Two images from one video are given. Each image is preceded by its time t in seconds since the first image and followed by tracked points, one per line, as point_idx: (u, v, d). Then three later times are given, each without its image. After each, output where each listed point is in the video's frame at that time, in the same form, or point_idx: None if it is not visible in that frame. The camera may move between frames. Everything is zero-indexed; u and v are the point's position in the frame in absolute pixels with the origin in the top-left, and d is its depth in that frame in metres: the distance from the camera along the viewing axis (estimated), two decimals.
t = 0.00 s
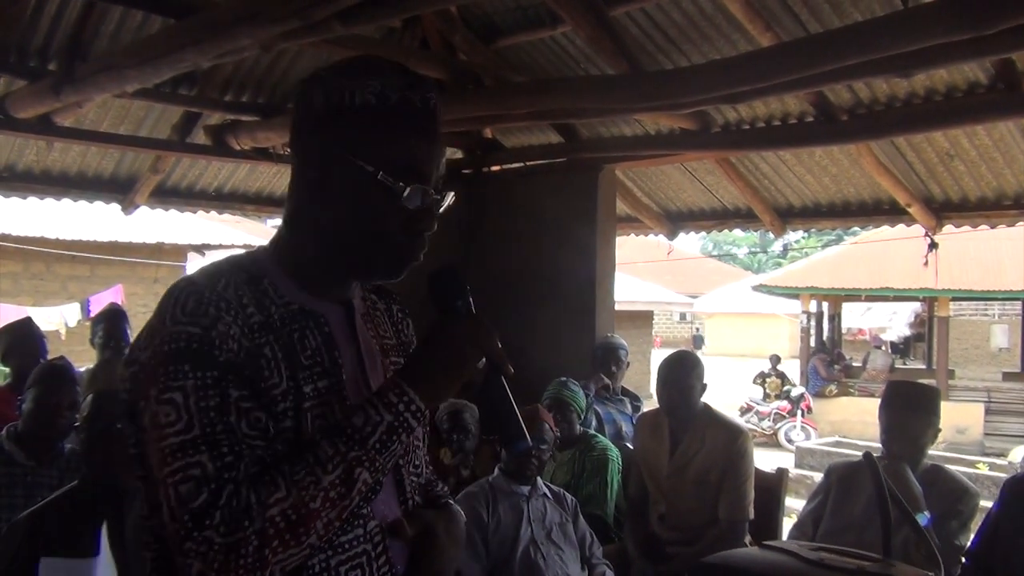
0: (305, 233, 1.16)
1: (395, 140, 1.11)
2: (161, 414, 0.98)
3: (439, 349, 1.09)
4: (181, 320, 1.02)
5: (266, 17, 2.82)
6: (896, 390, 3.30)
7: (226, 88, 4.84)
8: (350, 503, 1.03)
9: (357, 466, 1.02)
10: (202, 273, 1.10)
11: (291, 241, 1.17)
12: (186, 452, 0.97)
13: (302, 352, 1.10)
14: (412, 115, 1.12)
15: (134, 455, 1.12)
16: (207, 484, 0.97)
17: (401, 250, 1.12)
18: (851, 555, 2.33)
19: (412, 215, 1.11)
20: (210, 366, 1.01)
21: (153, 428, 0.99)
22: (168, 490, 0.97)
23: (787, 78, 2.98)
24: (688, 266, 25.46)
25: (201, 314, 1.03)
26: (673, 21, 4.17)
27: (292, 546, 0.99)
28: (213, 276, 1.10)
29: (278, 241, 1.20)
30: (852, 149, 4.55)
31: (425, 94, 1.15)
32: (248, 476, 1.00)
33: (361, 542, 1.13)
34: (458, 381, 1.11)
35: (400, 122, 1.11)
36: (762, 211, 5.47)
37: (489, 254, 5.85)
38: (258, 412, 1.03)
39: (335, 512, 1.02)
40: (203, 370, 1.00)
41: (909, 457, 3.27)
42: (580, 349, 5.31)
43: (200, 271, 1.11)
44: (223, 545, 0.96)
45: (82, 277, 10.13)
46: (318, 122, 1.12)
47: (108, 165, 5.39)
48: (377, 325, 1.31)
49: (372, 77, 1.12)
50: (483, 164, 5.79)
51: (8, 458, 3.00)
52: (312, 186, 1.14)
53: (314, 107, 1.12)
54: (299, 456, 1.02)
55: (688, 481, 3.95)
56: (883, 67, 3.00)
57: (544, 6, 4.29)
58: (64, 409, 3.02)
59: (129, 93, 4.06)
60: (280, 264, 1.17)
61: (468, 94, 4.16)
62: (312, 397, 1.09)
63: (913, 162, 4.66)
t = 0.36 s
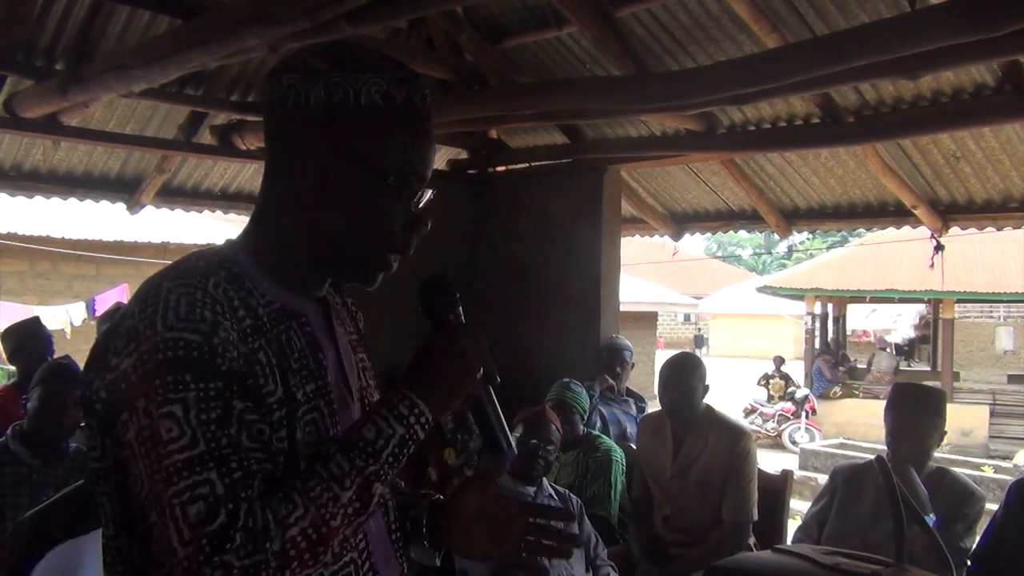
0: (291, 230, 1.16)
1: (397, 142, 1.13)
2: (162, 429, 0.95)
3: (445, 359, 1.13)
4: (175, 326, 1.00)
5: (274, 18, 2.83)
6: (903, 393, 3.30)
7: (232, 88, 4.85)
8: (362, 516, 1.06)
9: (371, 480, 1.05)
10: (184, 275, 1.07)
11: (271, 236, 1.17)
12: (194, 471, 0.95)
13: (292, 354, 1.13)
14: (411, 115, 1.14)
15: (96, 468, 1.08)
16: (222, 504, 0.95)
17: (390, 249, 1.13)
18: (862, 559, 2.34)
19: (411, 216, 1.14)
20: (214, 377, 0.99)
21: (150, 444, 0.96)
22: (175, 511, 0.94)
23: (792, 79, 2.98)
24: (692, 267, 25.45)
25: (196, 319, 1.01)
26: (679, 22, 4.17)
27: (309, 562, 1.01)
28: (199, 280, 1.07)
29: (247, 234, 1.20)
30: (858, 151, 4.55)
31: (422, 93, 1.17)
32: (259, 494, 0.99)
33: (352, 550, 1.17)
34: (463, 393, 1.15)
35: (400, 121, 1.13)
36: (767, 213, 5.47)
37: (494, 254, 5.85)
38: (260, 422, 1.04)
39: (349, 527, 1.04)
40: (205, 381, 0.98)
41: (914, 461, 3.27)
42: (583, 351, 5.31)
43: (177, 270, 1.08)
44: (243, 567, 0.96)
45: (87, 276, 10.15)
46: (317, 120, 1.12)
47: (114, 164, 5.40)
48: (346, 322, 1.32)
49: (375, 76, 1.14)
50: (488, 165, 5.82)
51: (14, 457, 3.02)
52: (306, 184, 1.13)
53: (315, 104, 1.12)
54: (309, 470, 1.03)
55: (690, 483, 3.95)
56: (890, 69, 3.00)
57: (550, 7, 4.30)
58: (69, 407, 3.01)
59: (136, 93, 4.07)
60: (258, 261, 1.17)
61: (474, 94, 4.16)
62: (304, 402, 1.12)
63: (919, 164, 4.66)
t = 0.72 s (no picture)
0: (322, 230, 1.15)
1: (427, 140, 1.15)
2: (237, 441, 0.94)
3: (485, 357, 1.16)
4: (234, 337, 1.00)
5: (295, 20, 2.84)
6: (927, 397, 3.27)
7: (253, 90, 4.88)
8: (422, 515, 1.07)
9: (430, 478, 1.07)
10: (227, 286, 1.06)
11: (294, 234, 1.17)
12: (272, 481, 0.95)
13: (331, 355, 1.13)
14: (438, 113, 1.16)
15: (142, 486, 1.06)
16: (302, 512, 0.95)
17: (408, 246, 1.14)
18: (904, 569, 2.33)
19: (436, 211, 1.16)
20: (279, 385, 0.99)
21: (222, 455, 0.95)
22: (258, 524, 0.94)
23: (814, 80, 2.96)
24: (711, 268, 25.36)
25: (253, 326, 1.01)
26: (700, 23, 4.15)
27: (386, 564, 1.02)
28: (243, 287, 1.06)
29: (266, 233, 1.19)
30: (880, 151, 4.52)
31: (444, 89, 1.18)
32: (332, 500, 1.00)
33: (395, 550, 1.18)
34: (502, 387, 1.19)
35: (429, 119, 1.15)
36: (788, 214, 5.44)
37: (513, 256, 5.85)
38: (322, 428, 1.03)
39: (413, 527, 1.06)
40: (273, 391, 0.98)
41: (938, 464, 3.25)
42: (603, 353, 5.31)
43: (219, 281, 1.07)
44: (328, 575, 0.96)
45: (109, 276, 10.24)
46: (350, 119, 1.11)
47: (136, 166, 5.43)
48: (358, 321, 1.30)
49: (403, 70, 1.14)
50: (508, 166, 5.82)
51: (39, 457, 3.02)
52: (337, 183, 1.13)
53: (345, 100, 1.11)
54: (370, 472, 1.05)
55: (710, 486, 3.94)
56: (916, 70, 2.97)
57: (570, 8, 4.29)
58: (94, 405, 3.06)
59: (159, 95, 4.09)
60: (282, 262, 1.16)
61: (495, 96, 4.16)
62: (347, 404, 1.12)
63: (943, 165, 4.62)
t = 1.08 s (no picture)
0: (387, 238, 1.18)
1: (492, 152, 1.15)
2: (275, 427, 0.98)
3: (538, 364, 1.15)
4: (282, 329, 1.04)
5: (340, 26, 2.87)
6: (977, 401, 3.21)
7: (299, 96, 4.94)
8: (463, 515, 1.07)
9: (471, 478, 1.06)
10: (284, 283, 1.10)
11: (362, 241, 1.20)
12: (306, 466, 0.98)
13: (386, 356, 1.15)
14: (503, 126, 1.16)
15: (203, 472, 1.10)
16: (333, 499, 0.98)
17: (472, 255, 1.15)
18: None
19: (500, 224, 1.16)
20: (320, 377, 1.02)
21: (263, 440, 0.99)
22: (290, 506, 0.97)
23: (862, 80, 2.92)
24: (754, 269, 25.12)
25: (300, 321, 1.05)
26: (744, 23, 4.12)
27: (418, 558, 1.02)
28: (300, 286, 1.10)
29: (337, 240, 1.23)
30: (929, 151, 4.45)
31: (513, 103, 1.18)
32: (367, 490, 1.01)
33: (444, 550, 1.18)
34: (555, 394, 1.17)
35: (494, 132, 1.15)
36: (834, 215, 5.37)
37: (556, 258, 5.85)
38: (363, 422, 1.05)
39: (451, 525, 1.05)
40: (313, 381, 1.01)
41: (990, 469, 3.18)
42: (647, 355, 5.29)
43: (279, 278, 1.11)
44: (356, 563, 0.97)
45: (157, 280, 10.43)
46: (417, 131, 1.13)
47: (184, 172, 5.53)
48: (431, 326, 1.32)
49: (468, 83, 1.14)
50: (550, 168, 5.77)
51: (92, 458, 3.09)
52: (401, 192, 1.15)
53: (413, 112, 1.13)
54: (411, 469, 1.05)
55: (756, 490, 3.89)
56: (966, 68, 2.92)
57: (612, 9, 4.28)
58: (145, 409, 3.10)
59: (207, 102, 4.16)
60: (350, 267, 1.19)
61: (538, 99, 4.16)
62: (400, 403, 1.13)
63: (994, 164, 4.53)
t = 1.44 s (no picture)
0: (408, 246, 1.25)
1: (494, 156, 1.18)
2: (251, 413, 1.05)
3: (527, 368, 1.12)
4: (269, 325, 1.10)
5: (356, 35, 2.89)
6: (999, 403, 3.18)
7: (316, 103, 4.97)
8: (431, 516, 1.05)
9: (438, 479, 1.05)
10: (292, 285, 1.17)
11: (389, 249, 1.27)
12: (272, 452, 1.04)
13: (390, 358, 1.18)
14: (504, 131, 1.19)
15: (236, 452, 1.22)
16: (292, 484, 1.02)
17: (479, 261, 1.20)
18: None
19: (503, 231, 1.18)
20: (297, 370, 1.07)
21: (245, 427, 1.06)
22: (256, 488, 1.04)
23: (880, 83, 2.91)
24: (773, 271, 25.00)
25: (289, 319, 1.11)
26: (761, 25, 4.11)
27: (372, 552, 1.03)
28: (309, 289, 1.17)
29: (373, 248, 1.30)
30: (948, 152, 4.41)
31: (520, 111, 1.21)
32: (331, 481, 1.05)
33: (444, 550, 1.19)
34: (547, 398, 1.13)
35: (495, 138, 1.18)
36: (853, 217, 5.34)
37: (574, 263, 5.86)
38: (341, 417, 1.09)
39: (415, 524, 1.05)
40: (290, 373, 1.07)
41: (1012, 472, 3.15)
42: (665, 360, 5.27)
43: (295, 279, 1.19)
44: (304, 548, 1.01)
45: (178, 286, 10.51)
46: (422, 138, 1.19)
47: (204, 179, 5.57)
48: (474, 333, 1.36)
49: (471, 94, 1.20)
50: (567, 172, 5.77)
51: (113, 462, 3.12)
52: (405, 200, 1.22)
53: (414, 124, 1.20)
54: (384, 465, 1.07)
55: (775, 494, 3.86)
56: (986, 69, 2.89)
57: (627, 14, 4.28)
58: (166, 415, 3.14)
59: (226, 110, 4.19)
60: (375, 275, 1.26)
61: (554, 104, 4.17)
62: (397, 404, 1.16)
63: (1014, 165, 4.49)
